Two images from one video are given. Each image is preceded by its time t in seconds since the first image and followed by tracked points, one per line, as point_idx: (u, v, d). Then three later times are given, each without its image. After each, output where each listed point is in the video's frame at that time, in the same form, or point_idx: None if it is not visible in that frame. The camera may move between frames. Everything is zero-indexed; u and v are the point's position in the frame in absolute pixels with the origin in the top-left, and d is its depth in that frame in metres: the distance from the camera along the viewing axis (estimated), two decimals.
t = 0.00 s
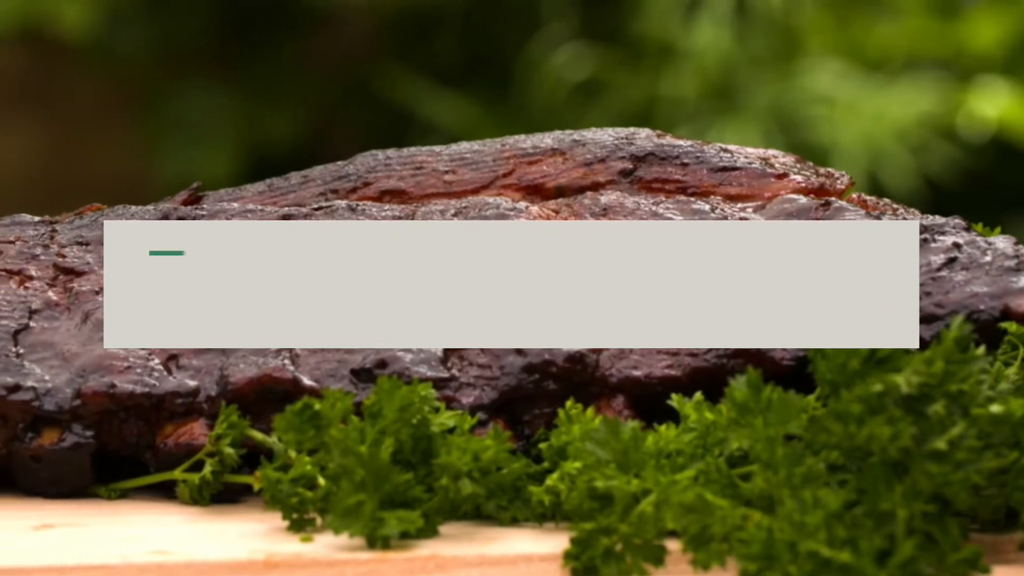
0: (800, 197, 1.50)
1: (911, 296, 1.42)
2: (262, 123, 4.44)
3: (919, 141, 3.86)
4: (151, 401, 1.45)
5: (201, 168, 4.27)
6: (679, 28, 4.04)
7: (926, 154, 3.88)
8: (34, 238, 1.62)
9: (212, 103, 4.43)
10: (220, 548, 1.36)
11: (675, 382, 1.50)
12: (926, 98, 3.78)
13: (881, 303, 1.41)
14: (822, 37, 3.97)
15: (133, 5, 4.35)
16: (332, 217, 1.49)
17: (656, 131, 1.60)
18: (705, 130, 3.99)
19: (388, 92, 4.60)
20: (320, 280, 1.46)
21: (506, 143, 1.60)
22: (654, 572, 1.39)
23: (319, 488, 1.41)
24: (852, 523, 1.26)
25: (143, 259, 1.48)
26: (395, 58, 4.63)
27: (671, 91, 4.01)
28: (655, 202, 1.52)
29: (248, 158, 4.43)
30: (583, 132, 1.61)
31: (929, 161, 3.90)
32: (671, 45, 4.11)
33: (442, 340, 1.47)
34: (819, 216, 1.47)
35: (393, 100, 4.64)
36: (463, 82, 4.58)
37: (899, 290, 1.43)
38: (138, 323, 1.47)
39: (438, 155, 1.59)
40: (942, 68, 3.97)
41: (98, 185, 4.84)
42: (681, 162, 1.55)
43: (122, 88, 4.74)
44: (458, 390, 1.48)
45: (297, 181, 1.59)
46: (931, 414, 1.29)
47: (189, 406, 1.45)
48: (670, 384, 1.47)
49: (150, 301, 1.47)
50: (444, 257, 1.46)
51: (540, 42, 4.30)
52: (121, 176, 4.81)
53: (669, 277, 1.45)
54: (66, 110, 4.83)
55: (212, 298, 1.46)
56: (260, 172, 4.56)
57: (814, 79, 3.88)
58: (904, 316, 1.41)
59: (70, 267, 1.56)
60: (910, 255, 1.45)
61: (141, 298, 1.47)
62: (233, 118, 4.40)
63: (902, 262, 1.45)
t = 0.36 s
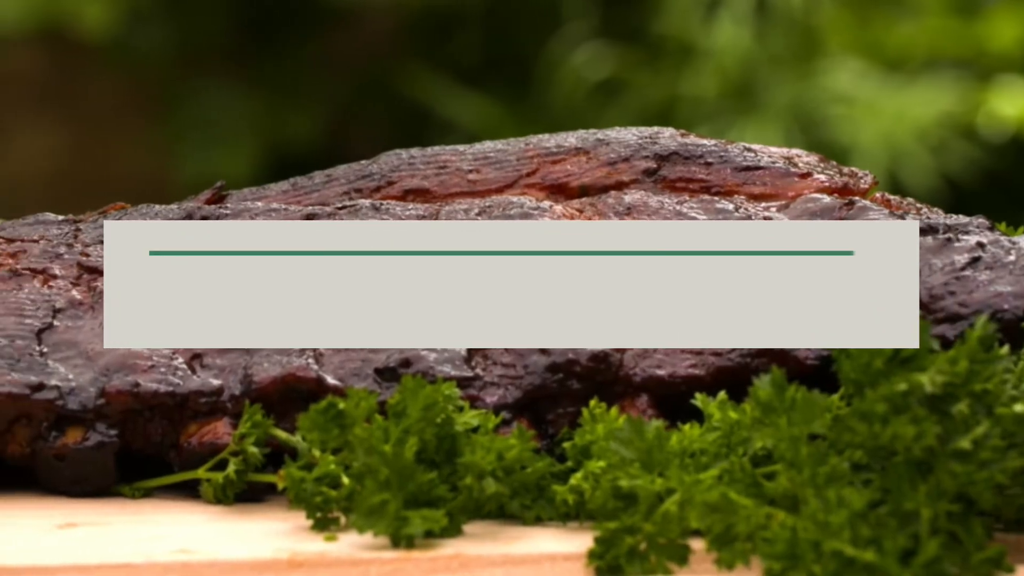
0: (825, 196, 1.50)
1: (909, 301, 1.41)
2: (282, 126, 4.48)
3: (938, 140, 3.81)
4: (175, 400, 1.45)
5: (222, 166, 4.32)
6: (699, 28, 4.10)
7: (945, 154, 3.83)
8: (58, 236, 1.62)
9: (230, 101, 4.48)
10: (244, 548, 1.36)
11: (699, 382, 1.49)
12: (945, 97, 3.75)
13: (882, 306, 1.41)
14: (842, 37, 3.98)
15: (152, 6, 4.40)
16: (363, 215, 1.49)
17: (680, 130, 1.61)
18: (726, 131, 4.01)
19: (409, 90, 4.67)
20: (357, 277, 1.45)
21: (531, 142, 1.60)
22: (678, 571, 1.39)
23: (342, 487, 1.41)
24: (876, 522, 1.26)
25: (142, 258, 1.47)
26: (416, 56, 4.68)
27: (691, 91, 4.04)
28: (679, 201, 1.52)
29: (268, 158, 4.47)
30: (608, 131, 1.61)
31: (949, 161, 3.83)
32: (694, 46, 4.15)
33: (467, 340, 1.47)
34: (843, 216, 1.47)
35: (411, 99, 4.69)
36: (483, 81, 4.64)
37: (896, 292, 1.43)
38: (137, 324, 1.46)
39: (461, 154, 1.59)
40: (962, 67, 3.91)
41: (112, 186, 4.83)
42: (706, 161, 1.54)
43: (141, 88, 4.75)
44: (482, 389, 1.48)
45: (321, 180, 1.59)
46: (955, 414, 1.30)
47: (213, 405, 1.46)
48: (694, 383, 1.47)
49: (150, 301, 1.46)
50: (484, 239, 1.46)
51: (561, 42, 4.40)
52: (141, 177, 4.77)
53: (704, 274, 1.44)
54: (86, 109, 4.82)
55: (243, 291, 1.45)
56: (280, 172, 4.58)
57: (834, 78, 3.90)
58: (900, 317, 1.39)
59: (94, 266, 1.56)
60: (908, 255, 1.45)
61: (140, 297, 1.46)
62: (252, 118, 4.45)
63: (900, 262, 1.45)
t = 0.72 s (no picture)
0: (848, 196, 1.51)
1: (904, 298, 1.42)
2: (301, 124, 4.52)
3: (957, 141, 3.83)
4: (198, 399, 1.45)
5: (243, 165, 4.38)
6: (719, 27, 4.10)
7: (964, 154, 3.84)
8: (81, 236, 1.62)
9: (250, 99, 4.53)
10: (269, 547, 1.37)
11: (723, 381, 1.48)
12: (964, 97, 3.77)
13: (887, 307, 1.42)
14: (862, 37, 4.00)
15: (174, 5, 4.48)
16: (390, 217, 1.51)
17: (703, 130, 1.61)
18: (745, 130, 4.02)
19: (426, 90, 4.72)
20: (379, 275, 1.48)
21: (554, 142, 1.61)
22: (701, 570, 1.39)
23: (366, 486, 1.41)
24: (900, 522, 1.25)
25: (142, 258, 1.50)
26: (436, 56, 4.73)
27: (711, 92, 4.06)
28: (702, 201, 1.53)
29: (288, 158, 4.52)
30: (631, 131, 1.62)
31: (968, 161, 3.85)
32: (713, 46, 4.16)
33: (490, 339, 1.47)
34: (867, 216, 1.47)
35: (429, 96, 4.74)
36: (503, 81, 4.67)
37: (895, 294, 1.43)
38: (136, 323, 1.47)
39: (484, 154, 1.61)
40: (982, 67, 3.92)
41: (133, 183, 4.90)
42: (729, 161, 1.55)
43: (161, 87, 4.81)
44: (506, 388, 1.47)
45: (345, 180, 1.60)
46: (978, 413, 1.31)
47: (236, 404, 1.45)
48: (718, 383, 1.46)
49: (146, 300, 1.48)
50: (511, 238, 1.48)
51: (580, 43, 4.45)
52: (159, 176, 4.88)
53: (725, 274, 1.46)
54: (103, 113, 4.96)
55: (264, 292, 1.48)
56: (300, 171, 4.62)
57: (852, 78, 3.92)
58: (900, 315, 1.40)
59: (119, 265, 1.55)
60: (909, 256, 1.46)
61: (136, 296, 1.48)
62: (273, 116, 4.49)
63: (902, 263, 1.45)
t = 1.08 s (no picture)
0: (870, 195, 1.52)
1: (902, 298, 1.45)
2: (319, 124, 4.61)
3: (975, 140, 3.83)
4: (220, 398, 1.45)
5: (261, 164, 4.45)
6: (737, 29, 4.16)
7: (981, 154, 3.84)
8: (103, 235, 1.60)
9: (268, 97, 4.63)
10: (290, 546, 1.37)
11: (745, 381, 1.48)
12: (983, 96, 3.80)
13: (890, 310, 1.45)
14: (880, 36, 4.02)
15: (194, 7, 4.59)
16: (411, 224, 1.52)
17: (724, 130, 1.62)
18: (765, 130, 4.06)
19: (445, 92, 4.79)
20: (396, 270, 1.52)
21: (576, 141, 1.62)
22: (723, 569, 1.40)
23: (388, 485, 1.41)
24: (922, 522, 1.26)
25: (142, 258, 1.55)
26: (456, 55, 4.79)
27: (729, 89, 4.09)
28: (724, 200, 1.54)
29: (308, 157, 4.63)
30: (652, 130, 1.62)
31: (985, 162, 3.85)
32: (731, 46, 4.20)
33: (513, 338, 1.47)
34: (888, 216, 1.48)
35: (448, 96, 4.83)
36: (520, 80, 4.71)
37: (897, 304, 1.45)
38: (134, 322, 1.48)
39: (506, 153, 1.62)
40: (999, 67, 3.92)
41: (152, 183, 4.95)
42: (750, 160, 1.57)
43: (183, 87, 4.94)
44: (527, 388, 1.47)
45: (366, 179, 1.62)
46: (1000, 413, 1.30)
47: (258, 404, 1.45)
48: (740, 382, 1.46)
49: (147, 286, 1.54)
50: (537, 235, 1.51)
51: (597, 42, 4.51)
52: (180, 175, 4.95)
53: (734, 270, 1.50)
54: (124, 113, 5.02)
55: (284, 285, 1.53)
56: (320, 169, 4.74)
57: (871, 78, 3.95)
58: (902, 316, 1.44)
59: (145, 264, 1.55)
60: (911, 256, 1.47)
61: (138, 289, 1.53)
62: (293, 116, 4.58)
63: (904, 263, 1.47)
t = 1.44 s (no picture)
0: (893, 195, 1.52)
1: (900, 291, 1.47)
2: (337, 122, 4.55)
3: (997, 140, 3.84)
4: (244, 397, 1.45)
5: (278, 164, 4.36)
6: (758, 29, 4.18)
7: (1003, 152, 3.85)
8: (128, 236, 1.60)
9: (286, 97, 4.54)
10: (315, 544, 1.37)
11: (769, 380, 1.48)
12: (1003, 95, 3.82)
13: (889, 306, 1.47)
14: (900, 35, 4.05)
15: (213, 6, 4.55)
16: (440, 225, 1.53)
17: (748, 129, 1.62)
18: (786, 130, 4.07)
19: (465, 91, 4.72)
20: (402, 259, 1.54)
21: (599, 140, 1.62)
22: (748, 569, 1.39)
23: (412, 485, 1.41)
24: (946, 521, 1.25)
25: (141, 258, 1.56)
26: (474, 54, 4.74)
27: (749, 89, 4.10)
28: (748, 200, 1.55)
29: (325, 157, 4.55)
30: (676, 130, 1.62)
31: (1008, 160, 3.86)
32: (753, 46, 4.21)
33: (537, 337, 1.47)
34: (912, 216, 1.49)
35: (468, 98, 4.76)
36: (541, 79, 4.64)
37: (896, 285, 1.48)
38: (133, 320, 1.48)
39: (530, 153, 1.62)
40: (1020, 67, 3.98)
41: (170, 184, 5.02)
42: (774, 160, 1.57)
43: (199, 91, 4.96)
44: (551, 387, 1.47)
45: (390, 178, 1.62)
46: None
47: (282, 403, 1.45)
48: (764, 382, 1.45)
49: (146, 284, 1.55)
50: (562, 236, 1.52)
51: (618, 42, 4.48)
52: (197, 175, 5.01)
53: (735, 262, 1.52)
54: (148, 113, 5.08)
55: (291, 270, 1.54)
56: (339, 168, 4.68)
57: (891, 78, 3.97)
58: (902, 317, 1.45)
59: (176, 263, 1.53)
60: (909, 257, 1.48)
61: (134, 291, 1.53)
62: (311, 116, 4.51)
63: (902, 264, 1.48)
